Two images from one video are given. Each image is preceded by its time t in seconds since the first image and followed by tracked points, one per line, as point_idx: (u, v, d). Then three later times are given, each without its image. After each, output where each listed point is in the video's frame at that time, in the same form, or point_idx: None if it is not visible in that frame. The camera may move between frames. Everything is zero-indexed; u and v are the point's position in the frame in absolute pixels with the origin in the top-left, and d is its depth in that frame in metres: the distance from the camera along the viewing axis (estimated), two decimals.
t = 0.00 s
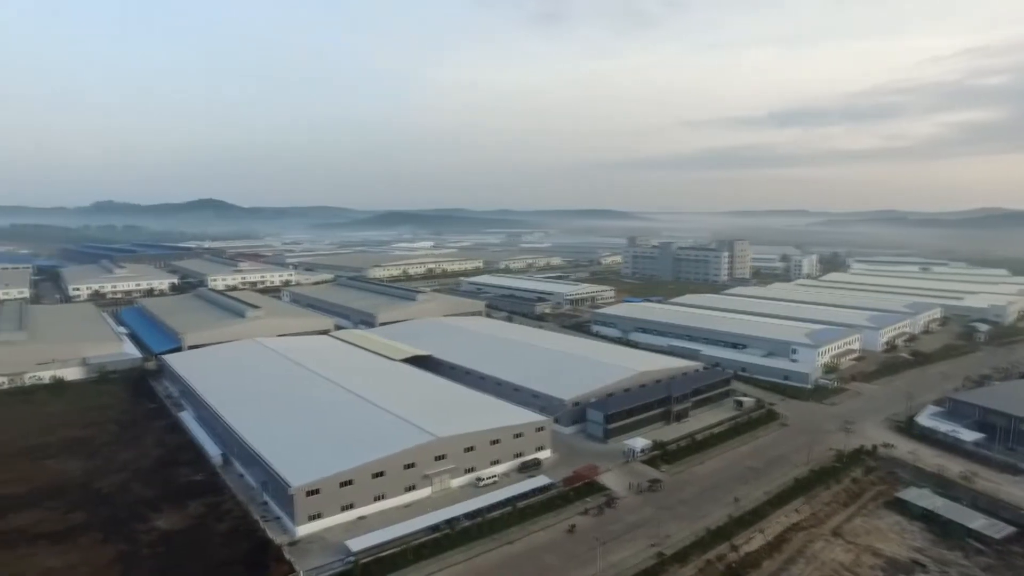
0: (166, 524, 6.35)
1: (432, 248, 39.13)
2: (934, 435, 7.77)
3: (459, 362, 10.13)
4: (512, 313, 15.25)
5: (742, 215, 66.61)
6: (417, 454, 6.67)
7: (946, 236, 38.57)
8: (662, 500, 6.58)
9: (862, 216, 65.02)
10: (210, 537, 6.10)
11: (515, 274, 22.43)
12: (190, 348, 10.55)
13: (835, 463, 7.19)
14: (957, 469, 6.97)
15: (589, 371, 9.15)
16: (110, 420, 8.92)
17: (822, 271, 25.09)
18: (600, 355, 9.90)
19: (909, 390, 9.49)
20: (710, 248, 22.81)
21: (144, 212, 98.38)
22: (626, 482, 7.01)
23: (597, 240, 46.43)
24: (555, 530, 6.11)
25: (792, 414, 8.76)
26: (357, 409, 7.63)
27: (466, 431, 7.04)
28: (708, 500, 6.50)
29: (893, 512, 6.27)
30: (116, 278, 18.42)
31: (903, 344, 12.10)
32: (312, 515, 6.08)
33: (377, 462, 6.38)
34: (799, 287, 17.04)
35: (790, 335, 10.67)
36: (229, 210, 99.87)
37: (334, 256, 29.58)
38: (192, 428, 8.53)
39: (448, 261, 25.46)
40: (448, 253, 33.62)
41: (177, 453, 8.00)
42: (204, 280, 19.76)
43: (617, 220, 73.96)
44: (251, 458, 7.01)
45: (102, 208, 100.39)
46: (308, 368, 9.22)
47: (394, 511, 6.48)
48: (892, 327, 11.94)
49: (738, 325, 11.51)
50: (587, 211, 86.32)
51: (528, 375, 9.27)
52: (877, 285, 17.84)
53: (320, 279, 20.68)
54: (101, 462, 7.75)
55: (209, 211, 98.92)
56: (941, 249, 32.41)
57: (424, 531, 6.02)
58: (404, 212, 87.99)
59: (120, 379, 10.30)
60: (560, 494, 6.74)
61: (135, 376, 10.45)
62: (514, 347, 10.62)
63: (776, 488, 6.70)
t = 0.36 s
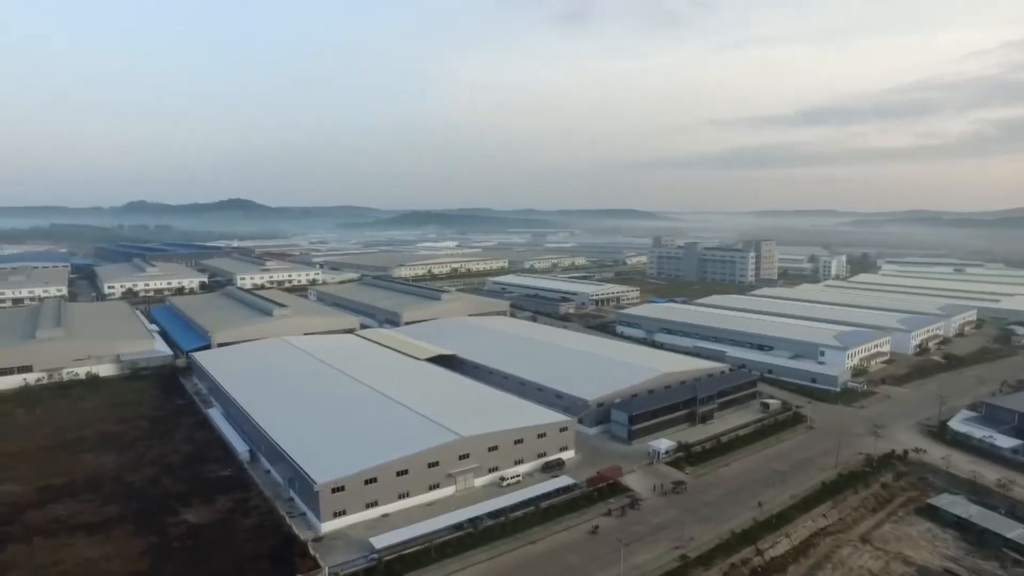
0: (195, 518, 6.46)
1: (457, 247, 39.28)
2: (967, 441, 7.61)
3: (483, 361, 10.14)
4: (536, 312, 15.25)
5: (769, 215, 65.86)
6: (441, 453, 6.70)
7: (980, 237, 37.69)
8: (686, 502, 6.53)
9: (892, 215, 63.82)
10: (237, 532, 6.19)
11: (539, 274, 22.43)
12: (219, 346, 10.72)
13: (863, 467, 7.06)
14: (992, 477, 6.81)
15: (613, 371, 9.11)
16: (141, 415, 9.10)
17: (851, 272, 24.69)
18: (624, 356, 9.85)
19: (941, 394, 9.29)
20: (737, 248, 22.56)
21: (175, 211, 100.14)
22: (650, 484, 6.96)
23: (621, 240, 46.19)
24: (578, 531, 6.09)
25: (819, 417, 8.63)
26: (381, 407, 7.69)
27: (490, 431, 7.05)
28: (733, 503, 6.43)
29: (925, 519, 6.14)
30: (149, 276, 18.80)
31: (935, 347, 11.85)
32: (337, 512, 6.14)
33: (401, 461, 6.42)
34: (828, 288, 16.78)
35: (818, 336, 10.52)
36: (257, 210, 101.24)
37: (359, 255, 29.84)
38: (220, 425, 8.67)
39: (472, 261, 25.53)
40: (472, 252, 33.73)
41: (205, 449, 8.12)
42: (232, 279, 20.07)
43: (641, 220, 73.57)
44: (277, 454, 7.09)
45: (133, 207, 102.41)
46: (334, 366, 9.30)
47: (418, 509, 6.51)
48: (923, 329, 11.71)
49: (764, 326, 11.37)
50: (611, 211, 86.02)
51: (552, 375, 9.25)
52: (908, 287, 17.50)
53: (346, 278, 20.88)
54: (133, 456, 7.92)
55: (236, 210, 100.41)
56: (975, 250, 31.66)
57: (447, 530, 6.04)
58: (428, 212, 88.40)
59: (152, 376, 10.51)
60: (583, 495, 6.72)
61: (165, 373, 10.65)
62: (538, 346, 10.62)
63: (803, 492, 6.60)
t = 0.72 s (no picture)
0: (219, 514, 6.55)
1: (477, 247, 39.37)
2: (998, 447, 7.45)
3: (502, 361, 10.16)
4: (557, 313, 15.23)
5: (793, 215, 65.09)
6: (461, 452, 6.71)
7: (1011, 237, 36.89)
8: (707, 505, 6.48)
9: (920, 215, 62.64)
10: (260, 527, 6.26)
11: (560, 274, 22.39)
12: (242, 344, 10.86)
13: (889, 472, 6.95)
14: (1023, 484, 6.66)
15: (634, 372, 9.07)
16: (167, 411, 9.26)
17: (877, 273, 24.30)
18: (646, 357, 9.79)
19: (970, 398, 9.11)
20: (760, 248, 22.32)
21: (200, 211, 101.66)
22: (671, 485, 6.92)
23: (642, 240, 45.96)
24: (597, 532, 6.07)
25: (844, 420, 8.51)
26: (402, 406, 7.73)
27: (509, 430, 7.05)
28: (755, 506, 6.37)
29: (953, 526, 6.03)
30: (174, 275, 19.09)
31: (965, 350, 11.62)
32: (358, 509, 6.19)
33: (421, 460, 6.45)
34: (853, 290, 16.53)
35: (842, 338, 10.37)
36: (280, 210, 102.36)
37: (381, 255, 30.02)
38: (243, 422, 8.78)
39: (492, 261, 25.57)
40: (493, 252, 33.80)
41: (229, 445, 8.23)
42: (256, 278, 20.32)
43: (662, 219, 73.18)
44: (299, 452, 7.16)
45: (160, 207, 104.14)
46: (355, 365, 9.37)
47: (438, 508, 6.54)
48: (952, 332, 11.48)
49: (787, 327, 11.24)
50: (631, 211, 85.67)
51: (572, 375, 9.23)
52: (937, 288, 17.17)
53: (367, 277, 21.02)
54: (159, 451, 8.05)
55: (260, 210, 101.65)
56: (1005, 251, 31.01)
57: (467, 529, 6.06)
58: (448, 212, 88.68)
59: (177, 373, 10.67)
60: (603, 496, 6.70)
61: (191, 370, 10.81)
62: (559, 347, 10.60)
63: (827, 496, 6.51)
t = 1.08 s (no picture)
0: (246, 508, 6.66)
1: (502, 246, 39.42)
2: None
3: (527, 361, 10.17)
4: (582, 313, 15.19)
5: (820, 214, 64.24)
6: (485, 452, 6.73)
7: None
8: (733, 507, 6.41)
9: (954, 215, 61.19)
10: (287, 523, 6.35)
11: (584, 274, 22.33)
12: (269, 342, 11.01)
13: (921, 478, 6.81)
14: None
15: (659, 373, 9.02)
16: (197, 407, 9.43)
17: (908, 275, 23.82)
18: (671, 357, 9.72)
19: (1007, 404, 8.88)
20: (788, 249, 22.03)
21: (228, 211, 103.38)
22: (695, 488, 6.86)
23: (667, 240, 45.65)
24: (621, 533, 6.04)
25: (874, 423, 8.36)
26: (426, 405, 7.78)
27: (533, 430, 7.05)
28: (781, 510, 6.28)
29: (987, 535, 5.89)
30: (205, 273, 19.45)
31: (1001, 354, 11.33)
32: (382, 507, 6.24)
33: (445, 459, 6.48)
34: (884, 291, 16.23)
35: (872, 341, 10.18)
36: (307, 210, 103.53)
37: (406, 254, 30.22)
38: (269, 419, 8.91)
39: (517, 260, 25.59)
40: (517, 252, 33.83)
41: (256, 441, 8.36)
42: (284, 277, 20.60)
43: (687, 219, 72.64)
44: (325, 449, 7.24)
45: (190, 208, 106.08)
46: (380, 364, 9.44)
47: (462, 507, 6.56)
48: (987, 335, 11.21)
49: (815, 329, 11.08)
50: (655, 211, 85.20)
51: (596, 375, 9.21)
52: (971, 291, 16.78)
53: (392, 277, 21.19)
54: (189, 446, 8.21)
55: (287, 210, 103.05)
56: None
57: (489, 528, 6.08)
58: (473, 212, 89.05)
59: (206, 370, 10.86)
60: (627, 497, 6.67)
61: (220, 367, 11.00)
62: (583, 347, 10.58)
63: (856, 501, 6.40)
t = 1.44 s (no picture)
0: (275, 504, 6.76)
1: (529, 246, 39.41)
2: None
3: (553, 361, 10.15)
4: (609, 313, 15.13)
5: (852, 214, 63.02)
6: (511, 451, 6.74)
7: None
8: (762, 511, 6.32)
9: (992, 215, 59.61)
10: (315, 518, 6.43)
11: (612, 274, 22.22)
12: (299, 340, 11.16)
13: (958, 486, 6.64)
14: None
15: (686, 374, 8.93)
16: (229, 403, 9.60)
17: (945, 276, 23.25)
18: (699, 358, 9.63)
19: None
20: (819, 250, 21.65)
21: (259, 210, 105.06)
22: (723, 490, 6.78)
23: (695, 240, 45.21)
24: (647, 535, 6.00)
25: (908, 428, 8.18)
26: (452, 404, 7.81)
27: (559, 430, 7.04)
28: (812, 515, 6.19)
29: None
30: (236, 272, 19.78)
31: None
32: (408, 504, 6.29)
33: (471, 457, 6.50)
34: (920, 293, 15.87)
35: (906, 344, 9.97)
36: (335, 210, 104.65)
37: (434, 254, 30.39)
38: (298, 416, 9.03)
39: (543, 260, 25.56)
40: (544, 251, 33.80)
41: (285, 438, 8.48)
42: (313, 275, 20.86)
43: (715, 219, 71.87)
44: (352, 446, 7.32)
45: (224, 208, 108.05)
46: (407, 362, 9.51)
47: (488, 506, 6.58)
48: None
49: (846, 331, 10.88)
50: (682, 211, 84.47)
51: (623, 376, 9.16)
52: (1011, 293, 16.31)
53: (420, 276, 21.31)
54: (220, 442, 8.36)
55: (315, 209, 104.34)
56: None
57: (515, 527, 6.09)
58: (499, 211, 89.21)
59: (238, 367, 11.05)
60: (653, 498, 6.62)
61: (250, 364, 11.18)
62: (610, 347, 10.54)
63: (889, 508, 6.27)
